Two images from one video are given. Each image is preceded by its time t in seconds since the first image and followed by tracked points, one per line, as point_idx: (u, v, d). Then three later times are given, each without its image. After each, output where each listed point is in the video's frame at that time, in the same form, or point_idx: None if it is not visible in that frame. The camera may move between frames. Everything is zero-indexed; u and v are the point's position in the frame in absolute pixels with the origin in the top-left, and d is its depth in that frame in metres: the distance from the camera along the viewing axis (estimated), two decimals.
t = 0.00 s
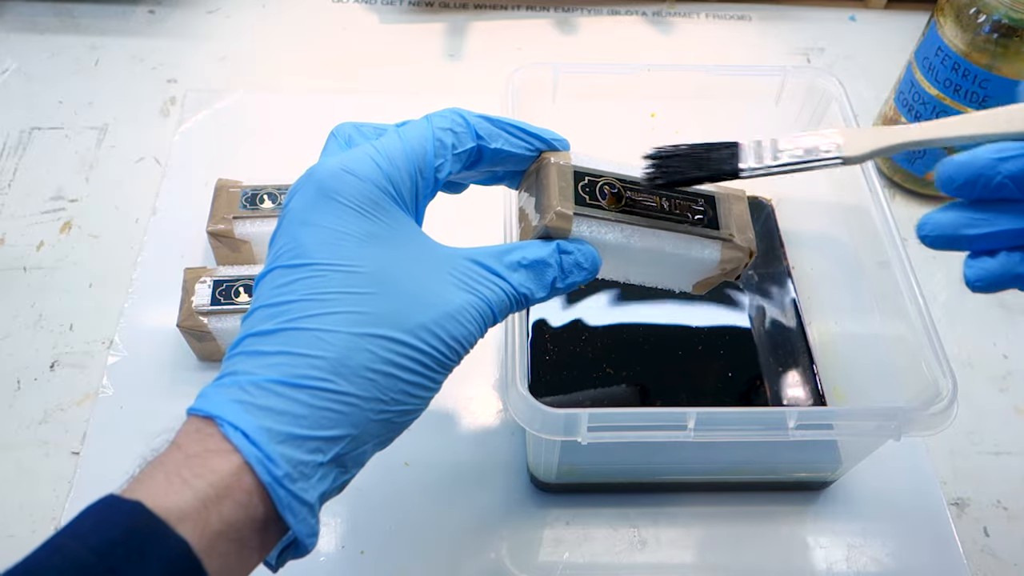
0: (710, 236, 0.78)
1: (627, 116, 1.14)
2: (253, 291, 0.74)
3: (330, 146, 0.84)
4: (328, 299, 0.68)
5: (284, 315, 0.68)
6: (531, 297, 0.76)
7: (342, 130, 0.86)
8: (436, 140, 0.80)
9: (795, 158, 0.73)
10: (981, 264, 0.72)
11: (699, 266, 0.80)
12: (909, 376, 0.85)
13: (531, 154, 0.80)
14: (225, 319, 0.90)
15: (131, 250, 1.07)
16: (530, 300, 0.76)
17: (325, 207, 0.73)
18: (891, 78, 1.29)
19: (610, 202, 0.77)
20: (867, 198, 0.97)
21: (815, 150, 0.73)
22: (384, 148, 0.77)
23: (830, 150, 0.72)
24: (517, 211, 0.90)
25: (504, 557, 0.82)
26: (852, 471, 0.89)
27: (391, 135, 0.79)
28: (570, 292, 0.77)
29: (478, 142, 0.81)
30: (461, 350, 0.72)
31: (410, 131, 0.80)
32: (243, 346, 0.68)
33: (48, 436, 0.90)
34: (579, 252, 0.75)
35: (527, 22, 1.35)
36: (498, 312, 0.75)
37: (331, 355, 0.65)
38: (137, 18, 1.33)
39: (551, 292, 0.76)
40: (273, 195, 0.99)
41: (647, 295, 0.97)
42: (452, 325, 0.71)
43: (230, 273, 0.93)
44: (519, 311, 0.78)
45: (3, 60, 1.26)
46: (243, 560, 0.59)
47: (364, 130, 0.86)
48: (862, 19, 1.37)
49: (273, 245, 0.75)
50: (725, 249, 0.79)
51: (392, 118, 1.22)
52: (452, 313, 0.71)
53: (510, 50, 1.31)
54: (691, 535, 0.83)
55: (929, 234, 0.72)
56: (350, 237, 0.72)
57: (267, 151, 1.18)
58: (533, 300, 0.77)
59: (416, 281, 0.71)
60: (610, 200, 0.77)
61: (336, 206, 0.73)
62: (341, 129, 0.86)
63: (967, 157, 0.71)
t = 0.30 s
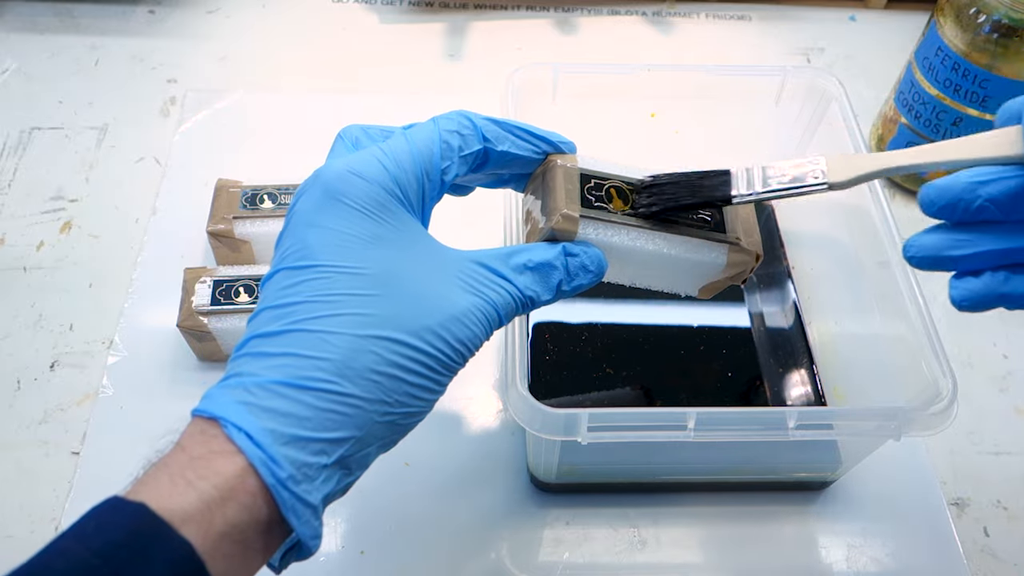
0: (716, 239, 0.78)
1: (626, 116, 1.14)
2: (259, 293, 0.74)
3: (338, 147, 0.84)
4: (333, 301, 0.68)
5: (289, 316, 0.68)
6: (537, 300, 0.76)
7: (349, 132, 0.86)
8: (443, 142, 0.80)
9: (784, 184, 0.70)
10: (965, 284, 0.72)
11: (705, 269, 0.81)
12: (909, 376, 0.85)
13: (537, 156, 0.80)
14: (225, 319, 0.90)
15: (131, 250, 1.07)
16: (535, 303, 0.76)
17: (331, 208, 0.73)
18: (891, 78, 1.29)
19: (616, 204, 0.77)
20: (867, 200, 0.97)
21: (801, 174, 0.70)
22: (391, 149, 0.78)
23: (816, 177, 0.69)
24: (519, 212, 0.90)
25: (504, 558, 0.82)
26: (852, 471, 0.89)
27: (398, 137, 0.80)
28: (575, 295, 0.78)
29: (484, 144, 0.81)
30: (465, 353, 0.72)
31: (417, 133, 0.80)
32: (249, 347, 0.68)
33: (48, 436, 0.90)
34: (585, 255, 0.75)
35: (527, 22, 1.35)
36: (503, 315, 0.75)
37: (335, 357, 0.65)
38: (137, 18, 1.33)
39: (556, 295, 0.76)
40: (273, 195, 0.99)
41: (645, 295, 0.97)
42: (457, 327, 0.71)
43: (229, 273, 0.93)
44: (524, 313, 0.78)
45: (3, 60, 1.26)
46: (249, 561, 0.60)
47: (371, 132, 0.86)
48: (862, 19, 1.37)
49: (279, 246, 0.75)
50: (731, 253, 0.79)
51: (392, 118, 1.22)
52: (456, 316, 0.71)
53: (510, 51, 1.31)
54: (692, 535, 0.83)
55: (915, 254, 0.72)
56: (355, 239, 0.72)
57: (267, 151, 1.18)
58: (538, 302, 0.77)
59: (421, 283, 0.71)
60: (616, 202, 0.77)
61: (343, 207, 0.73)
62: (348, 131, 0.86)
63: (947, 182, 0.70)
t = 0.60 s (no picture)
0: (718, 237, 0.78)
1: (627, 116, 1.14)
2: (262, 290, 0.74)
3: (340, 145, 0.84)
4: (337, 298, 0.68)
5: (293, 314, 0.68)
6: (540, 298, 0.76)
7: (351, 130, 0.86)
8: (445, 139, 0.80)
9: (743, 179, 0.69)
10: (924, 281, 0.70)
11: (707, 266, 0.81)
12: (909, 375, 0.85)
13: (539, 154, 0.81)
14: (225, 319, 0.90)
15: (131, 250, 1.07)
16: (538, 301, 0.76)
17: (334, 206, 0.73)
18: (890, 78, 1.29)
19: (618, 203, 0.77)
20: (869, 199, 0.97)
21: (761, 165, 0.68)
22: (394, 147, 0.77)
23: (773, 170, 0.68)
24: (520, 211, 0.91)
25: (504, 557, 0.82)
26: (852, 471, 0.89)
27: (401, 134, 0.79)
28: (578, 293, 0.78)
29: (487, 142, 0.81)
30: (469, 350, 0.72)
31: (420, 131, 0.80)
32: (252, 344, 0.68)
33: (49, 436, 0.90)
34: (587, 253, 0.75)
35: (527, 22, 1.35)
36: (506, 312, 0.75)
37: (339, 355, 0.65)
38: (137, 18, 1.33)
39: (559, 293, 0.76)
40: (273, 195, 0.99)
41: (646, 294, 0.97)
42: (460, 324, 0.71)
43: (229, 273, 0.93)
44: (527, 311, 0.78)
45: (3, 60, 1.25)
46: (251, 559, 0.60)
47: (373, 130, 0.86)
48: (862, 19, 1.37)
49: (282, 244, 0.75)
50: (734, 250, 0.79)
51: (391, 118, 1.22)
52: (460, 313, 0.71)
53: (510, 51, 1.31)
54: (692, 535, 0.83)
55: (874, 248, 0.70)
56: (359, 236, 0.72)
57: (267, 151, 1.18)
58: (541, 301, 0.77)
59: (424, 280, 0.71)
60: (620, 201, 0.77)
61: (346, 205, 0.73)
62: (350, 129, 0.86)
63: (900, 173, 0.68)
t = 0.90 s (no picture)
0: (719, 233, 0.78)
1: (627, 116, 1.14)
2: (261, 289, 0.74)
3: (339, 143, 0.84)
4: (336, 296, 0.68)
5: (292, 312, 0.68)
6: (540, 296, 0.76)
7: (350, 128, 0.86)
8: (445, 137, 0.80)
9: (739, 169, 0.69)
10: (924, 272, 0.71)
11: (706, 265, 0.81)
12: (909, 375, 0.85)
13: (538, 153, 0.81)
14: (225, 319, 0.90)
15: (131, 250, 1.07)
16: (538, 300, 0.77)
17: (334, 204, 0.73)
18: (891, 78, 1.29)
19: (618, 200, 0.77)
20: (868, 200, 0.97)
21: (756, 155, 0.68)
22: (394, 146, 0.78)
23: (771, 160, 0.67)
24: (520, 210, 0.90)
25: (504, 557, 0.82)
26: (852, 471, 0.89)
27: (400, 133, 0.80)
28: (578, 291, 0.78)
29: (486, 140, 0.81)
30: (468, 349, 0.72)
31: (420, 130, 0.80)
32: (252, 343, 0.68)
33: (48, 436, 0.90)
34: (588, 250, 0.75)
35: (526, 22, 1.35)
36: (506, 311, 0.75)
37: (339, 353, 0.65)
38: (137, 18, 1.33)
39: (559, 291, 0.77)
40: (273, 195, 0.99)
41: (646, 294, 0.97)
42: (460, 322, 0.71)
43: (229, 273, 0.93)
44: (527, 310, 0.78)
45: (3, 60, 1.26)
46: (252, 556, 0.60)
47: (372, 129, 0.86)
48: (862, 19, 1.37)
49: (281, 242, 0.75)
50: (734, 247, 0.78)
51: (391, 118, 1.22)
52: (460, 311, 0.71)
53: (510, 51, 1.31)
54: (692, 535, 0.83)
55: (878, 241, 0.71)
56: (358, 235, 0.72)
57: (267, 151, 1.18)
58: (541, 299, 0.77)
59: (423, 278, 0.71)
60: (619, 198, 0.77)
61: (346, 203, 0.73)
62: (349, 128, 0.86)
63: (897, 162, 0.71)
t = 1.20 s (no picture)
0: (692, 205, 0.81)
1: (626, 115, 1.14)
2: (249, 281, 0.73)
3: (315, 125, 0.84)
4: (329, 287, 0.68)
5: (284, 304, 0.68)
6: (531, 276, 0.77)
7: (326, 109, 0.85)
8: (426, 118, 0.80)
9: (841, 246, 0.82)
10: None
11: (680, 237, 0.83)
12: (909, 374, 0.85)
13: (518, 132, 0.82)
14: (225, 319, 0.89)
15: (131, 250, 1.07)
16: (529, 279, 0.77)
17: (321, 192, 0.72)
18: (891, 78, 1.29)
19: (599, 178, 0.79)
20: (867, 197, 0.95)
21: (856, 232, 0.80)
22: (375, 129, 0.77)
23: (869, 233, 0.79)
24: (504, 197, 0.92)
25: (504, 557, 0.82)
26: (852, 471, 0.89)
27: (381, 115, 0.79)
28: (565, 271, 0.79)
29: (466, 120, 0.82)
30: (464, 333, 0.73)
31: (400, 111, 0.80)
32: (244, 336, 0.67)
33: (48, 436, 0.90)
34: (574, 231, 0.76)
35: (526, 22, 1.35)
36: (499, 292, 0.75)
37: (337, 345, 0.65)
38: (138, 18, 1.33)
39: (549, 271, 0.77)
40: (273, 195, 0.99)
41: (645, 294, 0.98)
42: (456, 308, 0.71)
43: (229, 273, 0.93)
44: (518, 290, 0.79)
45: (3, 60, 1.26)
46: (253, 549, 0.60)
47: (348, 109, 0.86)
48: (862, 19, 1.37)
49: (267, 230, 0.74)
50: (706, 217, 0.82)
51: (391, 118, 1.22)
52: (455, 297, 0.71)
53: (510, 51, 1.31)
54: (691, 535, 0.83)
55: None
56: (348, 223, 0.71)
57: (267, 151, 1.18)
58: (531, 279, 0.78)
59: (416, 266, 0.71)
60: (600, 176, 0.79)
61: (334, 192, 0.72)
62: (324, 109, 0.86)
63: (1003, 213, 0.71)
